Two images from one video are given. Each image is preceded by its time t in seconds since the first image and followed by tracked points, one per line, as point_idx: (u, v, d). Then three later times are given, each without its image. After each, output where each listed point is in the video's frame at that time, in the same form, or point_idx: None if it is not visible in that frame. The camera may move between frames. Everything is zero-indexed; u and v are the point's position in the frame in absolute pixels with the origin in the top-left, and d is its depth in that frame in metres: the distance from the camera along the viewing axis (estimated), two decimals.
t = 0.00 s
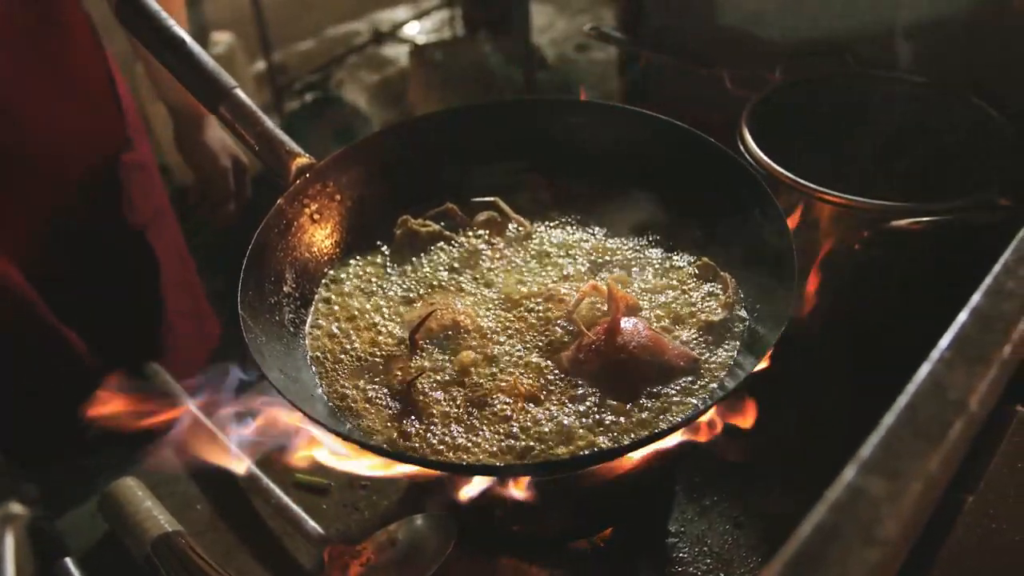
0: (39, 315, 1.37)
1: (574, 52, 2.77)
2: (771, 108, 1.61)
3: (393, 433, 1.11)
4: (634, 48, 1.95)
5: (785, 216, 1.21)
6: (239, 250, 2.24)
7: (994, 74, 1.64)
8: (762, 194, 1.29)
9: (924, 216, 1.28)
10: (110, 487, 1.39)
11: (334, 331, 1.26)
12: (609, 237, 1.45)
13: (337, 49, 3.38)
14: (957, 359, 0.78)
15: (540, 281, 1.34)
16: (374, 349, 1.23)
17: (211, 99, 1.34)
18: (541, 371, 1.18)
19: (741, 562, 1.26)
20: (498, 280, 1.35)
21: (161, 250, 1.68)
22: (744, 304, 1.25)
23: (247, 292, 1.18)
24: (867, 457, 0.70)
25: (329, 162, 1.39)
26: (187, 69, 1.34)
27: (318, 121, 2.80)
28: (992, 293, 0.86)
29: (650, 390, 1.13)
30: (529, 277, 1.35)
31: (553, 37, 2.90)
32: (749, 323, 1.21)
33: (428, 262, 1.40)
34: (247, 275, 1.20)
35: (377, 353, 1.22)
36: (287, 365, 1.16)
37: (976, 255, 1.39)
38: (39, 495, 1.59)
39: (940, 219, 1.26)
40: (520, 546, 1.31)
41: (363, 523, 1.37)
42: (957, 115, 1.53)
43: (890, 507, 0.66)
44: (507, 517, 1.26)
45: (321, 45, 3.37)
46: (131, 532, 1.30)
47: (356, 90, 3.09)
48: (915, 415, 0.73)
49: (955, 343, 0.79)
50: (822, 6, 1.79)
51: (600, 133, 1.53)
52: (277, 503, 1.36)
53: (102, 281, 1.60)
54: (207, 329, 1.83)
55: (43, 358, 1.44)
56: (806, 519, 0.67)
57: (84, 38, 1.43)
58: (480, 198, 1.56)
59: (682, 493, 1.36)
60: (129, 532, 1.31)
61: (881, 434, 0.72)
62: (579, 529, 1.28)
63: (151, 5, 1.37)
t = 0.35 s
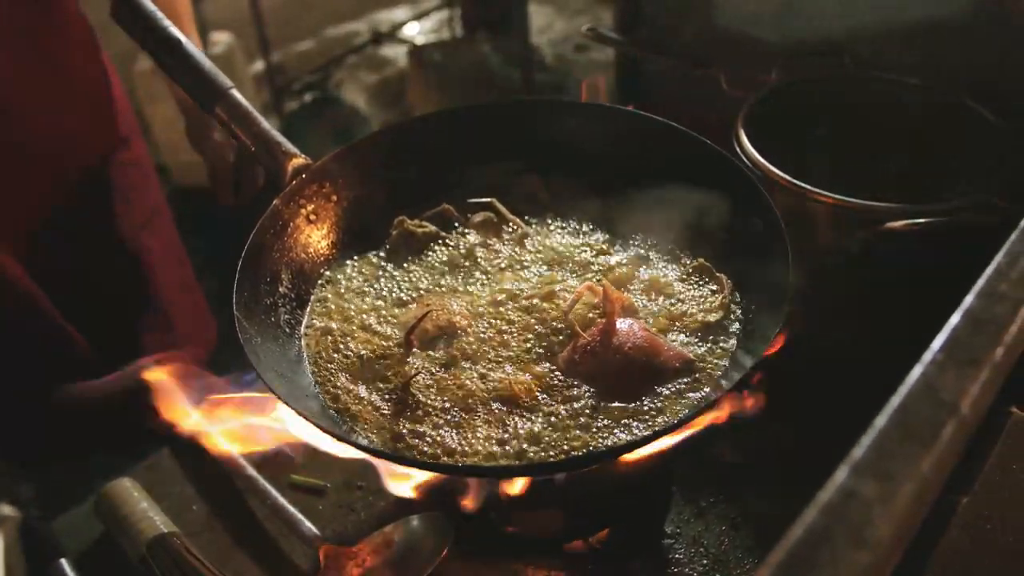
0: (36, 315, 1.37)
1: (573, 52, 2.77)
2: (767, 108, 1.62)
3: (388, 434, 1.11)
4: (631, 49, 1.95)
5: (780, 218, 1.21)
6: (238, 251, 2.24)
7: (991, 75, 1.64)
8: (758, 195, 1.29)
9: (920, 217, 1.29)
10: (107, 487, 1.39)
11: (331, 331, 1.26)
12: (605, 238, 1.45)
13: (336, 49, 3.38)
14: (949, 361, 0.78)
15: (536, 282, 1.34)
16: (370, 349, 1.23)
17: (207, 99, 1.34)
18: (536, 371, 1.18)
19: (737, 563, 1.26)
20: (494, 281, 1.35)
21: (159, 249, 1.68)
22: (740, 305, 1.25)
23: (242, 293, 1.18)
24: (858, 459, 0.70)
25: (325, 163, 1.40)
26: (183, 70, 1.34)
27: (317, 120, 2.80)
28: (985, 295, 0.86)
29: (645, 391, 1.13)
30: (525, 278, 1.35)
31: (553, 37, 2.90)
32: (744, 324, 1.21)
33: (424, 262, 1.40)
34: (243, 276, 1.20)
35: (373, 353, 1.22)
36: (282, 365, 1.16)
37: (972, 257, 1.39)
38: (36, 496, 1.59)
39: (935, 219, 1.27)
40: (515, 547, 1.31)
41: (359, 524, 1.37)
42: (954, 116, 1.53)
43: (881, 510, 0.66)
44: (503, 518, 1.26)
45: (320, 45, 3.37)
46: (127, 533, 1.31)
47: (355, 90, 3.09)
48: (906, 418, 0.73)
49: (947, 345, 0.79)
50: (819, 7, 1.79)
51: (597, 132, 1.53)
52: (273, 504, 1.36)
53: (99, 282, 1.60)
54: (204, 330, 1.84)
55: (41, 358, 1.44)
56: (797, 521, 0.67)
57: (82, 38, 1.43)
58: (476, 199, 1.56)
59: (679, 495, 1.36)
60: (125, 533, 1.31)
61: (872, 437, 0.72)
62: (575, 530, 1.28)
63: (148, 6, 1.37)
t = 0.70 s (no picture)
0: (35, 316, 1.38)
1: (571, 53, 2.77)
2: (766, 109, 1.62)
3: (383, 436, 1.11)
4: (629, 50, 1.95)
5: (776, 219, 1.21)
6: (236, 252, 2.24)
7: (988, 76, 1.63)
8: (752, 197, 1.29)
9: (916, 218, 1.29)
10: (103, 488, 1.39)
11: (326, 332, 1.26)
12: (601, 240, 1.45)
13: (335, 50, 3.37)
14: (941, 363, 0.78)
15: (532, 283, 1.34)
16: (365, 350, 1.23)
17: (203, 100, 1.34)
18: (531, 372, 1.18)
19: (732, 565, 1.25)
20: (490, 282, 1.35)
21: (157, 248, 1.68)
22: (735, 306, 1.25)
23: (238, 294, 1.18)
24: (850, 462, 0.70)
25: (322, 164, 1.40)
26: (179, 72, 1.35)
27: (316, 121, 2.86)
28: (978, 297, 0.86)
29: (640, 393, 1.13)
30: (520, 279, 1.35)
31: (552, 38, 2.90)
32: (740, 325, 1.21)
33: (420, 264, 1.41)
34: (238, 277, 1.20)
35: (369, 354, 1.22)
36: (277, 366, 1.17)
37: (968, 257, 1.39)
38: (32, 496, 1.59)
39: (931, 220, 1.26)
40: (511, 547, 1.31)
41: (354, 525, 1.37)
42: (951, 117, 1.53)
43: (872, 513, 0.66)
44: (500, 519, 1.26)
45: (320, 46, 3.37)
46: (123, 534, 1.31)
47: (354, 90, 3.08)
48: (898, 420, 0.73)
49: (940, 347, 0.79)
50: (817, 9, 1.79)
51: (597, 133, 1.53)
52: (269, 505, 1.36)
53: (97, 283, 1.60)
54: (202, 330, 1.84)
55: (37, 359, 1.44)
56: (787, 525, 0.67)
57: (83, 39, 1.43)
58: (471, 200, 1.56)
59: (674, 496, 1.36)
60: (121, 534, 1.31)
61: (864, 439, 0.72)
62: (571, 530, 1.28)
63: (147, 9, 1.37)
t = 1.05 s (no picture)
0: (35, 315, 1.38)
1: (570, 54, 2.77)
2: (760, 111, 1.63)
3: (376, 437, 1.11)
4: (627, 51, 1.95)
5: (771, 221, 1.21)
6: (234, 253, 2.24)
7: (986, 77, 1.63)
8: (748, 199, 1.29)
9: (912, 220, 1.28)
10: (98, 488, 1.39)
11: (321, 333, 1.27)
12: (596, 241, 1.45)
13: (335, 51, 3.37)
14: (932, 365, 0.78)
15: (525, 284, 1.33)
16: (359, 351, 1.23)
17: (199, 101, 1.34)
18: (526, 374, 1.17)
19: (726, 566, 1.26)
20: (485, 283, 1.35)
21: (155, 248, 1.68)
22: (730, 308, 1.25)
23: (232, 294, 1.18)
24: (839, 464, 0.70)
25: (318, 165, 1.40)
26: (175, 73, 1.35)
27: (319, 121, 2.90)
28: (971, 299, 0.86)
29: (633, 394, 1.13)
30: (515, 280, 1.35)
31: (551, 38, 2.90)
32: (735, 327, 1.21)
33: (415, 264, 1.41)
34: (233, 277, 1.20)
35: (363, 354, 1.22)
36: (271, 367, 1.17)
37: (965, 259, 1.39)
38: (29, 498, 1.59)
39: (928, 222, 1.26)
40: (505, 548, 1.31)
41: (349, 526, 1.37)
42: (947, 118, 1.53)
43: (861, 515, 0.66)
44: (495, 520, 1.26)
45: (319, 47, 3.38)
46: (119, 535, 1.31)
47: (353, 91, 3.08)
48: (888, 424, 0.73)
49: (932, 349, 0.79)
50: (814, 10, 1.79)
51: (598, 134, 1.52)
52: (264, 506, 1.36)
53: (93, 283, 1.60)
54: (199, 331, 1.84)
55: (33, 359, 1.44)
56: (777, 528, 0.67)
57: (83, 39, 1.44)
58: (467, 202, 1.56)
59: (669, 497, 1.36)
60: (116, 535, 1.31)
61: (854, 440, 0.72)
62: (565, 531, 1.27)
63: (143, 9, 1.37)
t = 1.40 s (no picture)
0: (35, 311, 1.40)
1: (569, 54, 2.77)
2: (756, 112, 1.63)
3: (370, 438, 1.11)
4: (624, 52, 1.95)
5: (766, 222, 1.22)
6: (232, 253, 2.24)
7: (987, 77, 1.63)
8: (742, 200, 1.29)
9: (909, 220, 1.28)
10: (94, 489, 1.39)
11: (316, 334, 1.27)
12: (592, 243, 1.45)
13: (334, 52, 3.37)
14: (924, 367, 0.77)
15: (520, 285, 1.33)
16: (354, 352, 1.23)
17: (195, 102, 1.35)
18: (520, 375, 1.17)
19: (722, 567, 1.26)
20: (480, 284, 1.35)
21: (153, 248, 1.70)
22: (725, 309, 1.25)
23: (226, 295, 1.18)
24: (830, 466, 0.70)
25: (313, 166, 1.40)
26: (169, 73, 1.37)
27: (316, 122, 2.91)
28: (963, 301, 0.85)
29: (627, 396, 1.13)
30: (511, 281, 1.35)
31: (550, 39, 2.90)
32: (730, 328, 1.21)
33: (411, 264, 1.41)
34: (227, 278, 1.20)
35: (357, 355, 1.22)
36: (265, 368, 1.17)
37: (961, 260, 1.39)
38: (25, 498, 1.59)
39: (924, 222, 1.26)
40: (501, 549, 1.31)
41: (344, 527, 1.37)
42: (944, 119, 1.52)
43: (850, 517, 0.65)
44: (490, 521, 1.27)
45: (318, 48, 3.38)
46: (114, 535, 1.31)
47: (352, 91, 3.07)
48: (879, 426, 0.72)
49: (923, 351, 0.79)
50: (811, 11, 1.79)
51: (596, 134, 1.52)
52: (260, 507, 1.36)
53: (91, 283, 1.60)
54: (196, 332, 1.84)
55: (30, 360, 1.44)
56: (766, 531, 0.66)
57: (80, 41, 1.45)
58: (462, 202, 1.56)
59: (665, 498, 1.36)
60: (112, 535, 1.31)
61: (845, 442, 0.72)
62: (560, 532, 1.27)
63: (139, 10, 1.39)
